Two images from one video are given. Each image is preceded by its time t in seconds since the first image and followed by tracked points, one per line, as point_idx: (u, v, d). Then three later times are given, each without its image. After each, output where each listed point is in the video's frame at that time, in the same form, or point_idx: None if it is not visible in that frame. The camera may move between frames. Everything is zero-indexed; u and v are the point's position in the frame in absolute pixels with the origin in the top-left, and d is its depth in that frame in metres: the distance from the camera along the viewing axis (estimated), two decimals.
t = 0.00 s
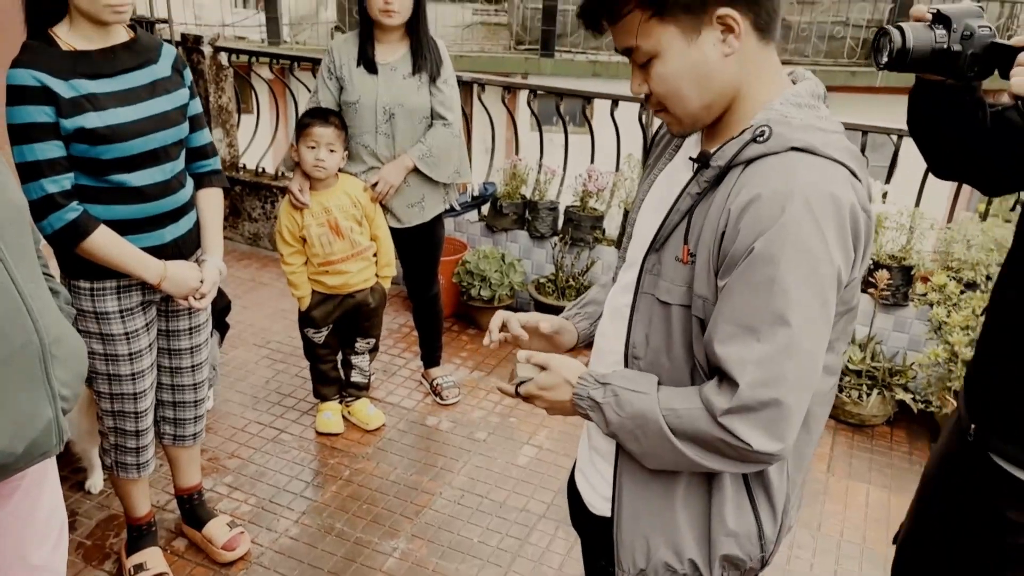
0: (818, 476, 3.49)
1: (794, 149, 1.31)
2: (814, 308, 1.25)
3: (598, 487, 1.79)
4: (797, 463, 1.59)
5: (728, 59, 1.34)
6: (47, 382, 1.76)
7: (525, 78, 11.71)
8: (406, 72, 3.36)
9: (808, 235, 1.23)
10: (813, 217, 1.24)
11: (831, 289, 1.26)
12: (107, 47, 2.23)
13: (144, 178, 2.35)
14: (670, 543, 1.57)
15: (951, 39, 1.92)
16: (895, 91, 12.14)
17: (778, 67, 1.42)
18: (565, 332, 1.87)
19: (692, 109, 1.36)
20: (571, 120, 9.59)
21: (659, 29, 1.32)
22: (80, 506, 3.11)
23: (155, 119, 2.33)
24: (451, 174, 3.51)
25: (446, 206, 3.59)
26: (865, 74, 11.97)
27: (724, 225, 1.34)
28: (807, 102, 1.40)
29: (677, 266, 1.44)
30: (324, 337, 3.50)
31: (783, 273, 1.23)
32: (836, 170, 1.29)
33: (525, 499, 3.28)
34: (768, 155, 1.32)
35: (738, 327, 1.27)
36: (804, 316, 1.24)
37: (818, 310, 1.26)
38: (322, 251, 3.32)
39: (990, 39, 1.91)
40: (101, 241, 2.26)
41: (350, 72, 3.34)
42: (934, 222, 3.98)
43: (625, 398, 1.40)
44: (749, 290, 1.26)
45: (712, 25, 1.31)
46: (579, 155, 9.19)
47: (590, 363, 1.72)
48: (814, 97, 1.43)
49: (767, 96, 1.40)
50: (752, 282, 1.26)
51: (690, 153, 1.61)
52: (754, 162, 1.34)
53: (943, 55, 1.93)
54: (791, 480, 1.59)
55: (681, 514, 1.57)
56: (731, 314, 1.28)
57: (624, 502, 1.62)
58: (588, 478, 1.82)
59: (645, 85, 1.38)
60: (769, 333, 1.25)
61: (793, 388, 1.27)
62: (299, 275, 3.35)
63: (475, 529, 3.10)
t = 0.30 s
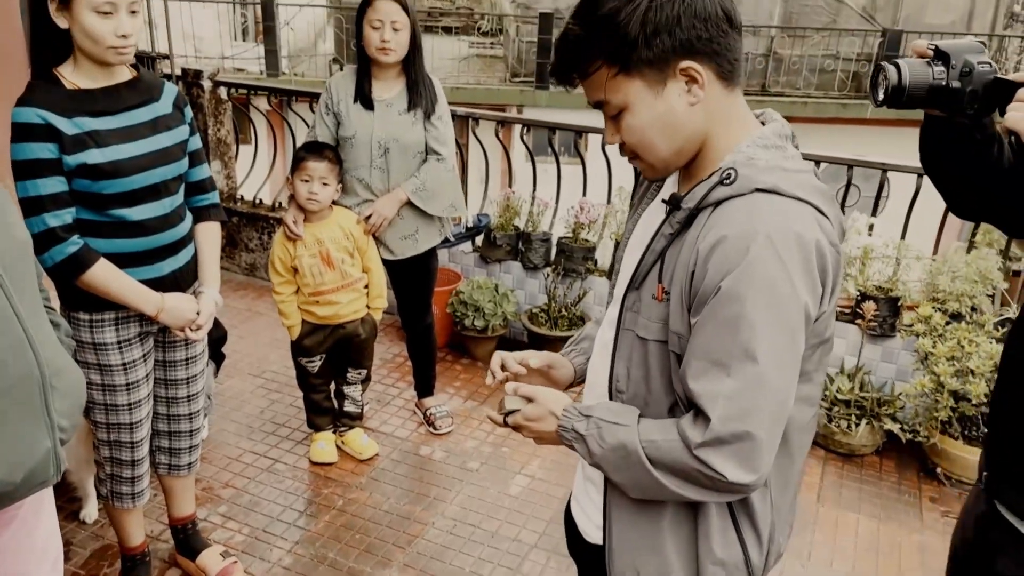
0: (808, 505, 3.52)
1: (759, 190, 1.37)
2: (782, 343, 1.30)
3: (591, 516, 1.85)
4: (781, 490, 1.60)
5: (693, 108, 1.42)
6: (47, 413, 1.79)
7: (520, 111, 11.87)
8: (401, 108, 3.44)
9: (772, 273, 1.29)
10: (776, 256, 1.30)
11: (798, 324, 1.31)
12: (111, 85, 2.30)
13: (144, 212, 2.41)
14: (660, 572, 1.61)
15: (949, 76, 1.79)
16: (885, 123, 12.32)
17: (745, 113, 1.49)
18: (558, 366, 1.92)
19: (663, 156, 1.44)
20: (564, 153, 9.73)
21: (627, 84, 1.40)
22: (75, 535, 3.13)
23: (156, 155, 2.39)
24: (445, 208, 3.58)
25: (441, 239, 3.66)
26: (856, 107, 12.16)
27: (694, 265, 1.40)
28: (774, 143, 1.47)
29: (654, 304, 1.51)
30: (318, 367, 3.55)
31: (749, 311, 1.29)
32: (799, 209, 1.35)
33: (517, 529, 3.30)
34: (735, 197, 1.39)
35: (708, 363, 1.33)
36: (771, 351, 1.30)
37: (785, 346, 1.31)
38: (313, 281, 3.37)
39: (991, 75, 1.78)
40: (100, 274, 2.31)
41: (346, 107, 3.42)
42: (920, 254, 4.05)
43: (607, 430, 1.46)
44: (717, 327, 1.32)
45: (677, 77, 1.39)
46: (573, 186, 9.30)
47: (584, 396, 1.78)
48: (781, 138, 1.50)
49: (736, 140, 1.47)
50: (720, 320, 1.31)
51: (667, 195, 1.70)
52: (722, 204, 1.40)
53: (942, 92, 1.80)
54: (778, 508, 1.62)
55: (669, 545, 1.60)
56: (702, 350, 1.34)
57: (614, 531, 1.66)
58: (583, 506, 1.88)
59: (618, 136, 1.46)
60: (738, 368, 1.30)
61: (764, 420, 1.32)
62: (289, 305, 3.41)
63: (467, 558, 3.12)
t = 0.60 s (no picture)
0: (801, 528, 3.53)
1: (739, 216, 1.41)
2: (763, 365, 1.33)
3: (585, 535, 1.87)
4: (771, 509, 1.62)
5: (673, 136, 1.46)
6: (43, 435, 1.81)
7: (516, 136, 11.96)
8: (396, 134, 3.49)
9: (752, 297, 1.32)
10: (755, 280, 1.33)
11: (779, 346, 1.34)
12: (109, 111, 2.34)
13: (141, 236, 2.44)
14: None
15: (968, 104, 1.76)
16: (877, 148, 12.45)
17: (724, 139, 1.53)
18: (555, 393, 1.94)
19: (645, 183, 1.48)
20: (559, 177, 9.81)
21: (607, 115, 1.44)
22: (67, 559, 3.12)
23: (153, 179, 2.43)
24: (439, 232, 3.61)
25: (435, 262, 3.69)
26: (848, 132, 12.29)
27: (677, 290, 1.44)
28: (754, 168, 1.51)
29: (640, 328, 1.54)
30: (312, 390, 3.56)
31: (730, 334, 1.32)
32: (778, 233, 1.39)
33: (511, 552, 3.30)
34: (714, 223, 1.43)
35: (693, 386, 1.36)
36: (752, 373, 1.33)
37: (767, 368, 1.34)
38: (306, 303, 3.40)
39: (1012, 101, 1.75)
40: (97, 296, 2.33)
41: (342, 133, 3.47)
42: (910, 277, 4.09)
43: (596, 454, 1.48)
44: (700, 350, 1.35)
45: (655, 107, 1.43)
46: (567, 211, 9.36)
47: (578, 421, 1.81)
48: (761, 163, 1.54)
49: (717, 165, 1.51)
50: (702, 344, 1.34)
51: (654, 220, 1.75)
52: (703, 230, 1.44)
53: (962, 121, 1.77)
54: (768, 526, 1.63)
55: (661, 568, 1.61)
56: (686, 374, 1.37)
57: (606, 555, 1.67)
58: (577, 527, 1.89)
59: (600, 165, 1.51)
60: (721, 391, 1.33)
61: (748, 441, 1.35)
62: (282, 327, 3.43)
63: None
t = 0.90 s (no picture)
0: (796, 540, 3.53)
1: (724, 223, 1.43)
2: (752, 370, 1.34)
3: (584, 544, 1.88)
4: (768, 515, 1.62)
5: (655, 149, 1.48)
6: (37, 444, 1.81)
7: (511, 151, 12.02)
8: (391, 147, 3.51)
9: (739, 304, 1.34)
10: (741, 286, 1.34)
11: (767, 351, 1.35)
12: (105, 122, 2.35)
13: (137, 246, 2.45)
14: None
15: (1009, 126, 1.62)
16: (870, 164, 12.54)
17: (708, 150, 1.55)
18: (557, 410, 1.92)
19: (629, 196, 1.50)
20: (555, 192, 9.86)
21: (588, 130, 1.46)
22: (59, 573, 3.11)
23: (149, 190, 2.44)
24: (434, 244, 3.63)
25: (430, 274, 3.70)
26: (841, 149, 12.39)
27: (665, 299, 1.45)
28: (738, 176, 1.53)
29: (631, 337, 1.55)
30: (307, 403, 3.56)
31: (717, 341, 1.33)
32: (764, 239, 1.40)
33: (506, 564, 3.29)
34: (701, 231, 1.44)
35: (684, 394, 1.37)
36: (741, 379, 1.34)
37: (756, 373, 1.35)
38: (301, 315, 3.40)
39: None
40: (92, 306, 2.33)
41: (337, 146, 3.49)
42: (903, 290, 4.11)
43: (589, 468, 1.48)
44: (689, 358, 1.36)
45: (635, 121, 1.45)
46: (561, 225, 9.40)
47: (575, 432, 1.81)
48: (746, 170, 1.56)
49: (701, 174, 1.53)
50: (691, 352, 1.36)
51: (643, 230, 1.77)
52: (689, 239, 1.46)
53: (1000, 146, 1.63)
54: (767, 531, 1.63)
55: None
56: (676, 382, 1.38)
57: (605, 568, 1.66)
58: (577, 536, 1.89)
59: (584, 180, 1.53)
60: (711, 397, 1.34)
61: (739, 446, 1.36)
62: (276, 339, 3.44)
63: None
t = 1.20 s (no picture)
0: (787, 545, 3.55)
1: (712, 226, 1.45)
2: (744, 370, 1.36)
3: (578, 547, 1.88)
4: (762, 514, 1.63)
5: (638, 157, 1.49)
6: (29, 447, 1.81)
7: (504, 157, 12.07)
8: (385, 153, 3.52)
9: (728, 306, 1.35)
10: (730, 288, 1.36)
11: (758, 352, 1.37)
12: (100, 127, 2.36)
13: (130, 250, 2.46)
14: None
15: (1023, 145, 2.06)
16: (861, 172, 12.62)
17: (692, 156, 1.57)
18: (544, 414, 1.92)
19: (613, 204, 1.52)
20: (548, 198, 9.90)
21: (572, 140, 1.48)
22: None
23: (144, 195, 2.45)
24: (426, 249, 3.64)
25: (423, 279, 3.71)
26: (833, 156, 12.45)
27: (656, 302, 1.47)
28: (723, 179, 1.55)
29: (623, 341, 1.57)
30: (300, 407, 3.56)
31: (707, 343, 1.35)
32: (751, 241, 1.42)
33: (498, 568, 3.30)
34: (689, 235, 1.46)
35: (677, 396, 1.38)
36: (733, 379, 1.35)
37: (747, 373, 1.36)
38: (294, 319, 3.41)
39: None
40: (85, 310, 2.34)
41: (331, 151, 3.51)
42: (893, 296, 4.13)
43: (584, 474, 1.49)
44: (681, 360, 1.38)
45: (618, 130, 1.47)
46: (555, 232, 9.43)
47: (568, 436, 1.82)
48: (731, 173, 1.58)
49: (687, 180, 1.55)
50: (682, 354, 1.38)
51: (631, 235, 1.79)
52: (678, 242, 1.48)
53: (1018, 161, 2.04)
54: (761, 530, 1.65)
55: None
56: (669, 384, 1.39)
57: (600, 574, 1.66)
58: (570, 538, 1.90)
59: (569, 189, 1.55)
60: (703, 398, 1.36)
61: (732, 446, 1.37)
62: (269, 343, 3.44)
63: None
